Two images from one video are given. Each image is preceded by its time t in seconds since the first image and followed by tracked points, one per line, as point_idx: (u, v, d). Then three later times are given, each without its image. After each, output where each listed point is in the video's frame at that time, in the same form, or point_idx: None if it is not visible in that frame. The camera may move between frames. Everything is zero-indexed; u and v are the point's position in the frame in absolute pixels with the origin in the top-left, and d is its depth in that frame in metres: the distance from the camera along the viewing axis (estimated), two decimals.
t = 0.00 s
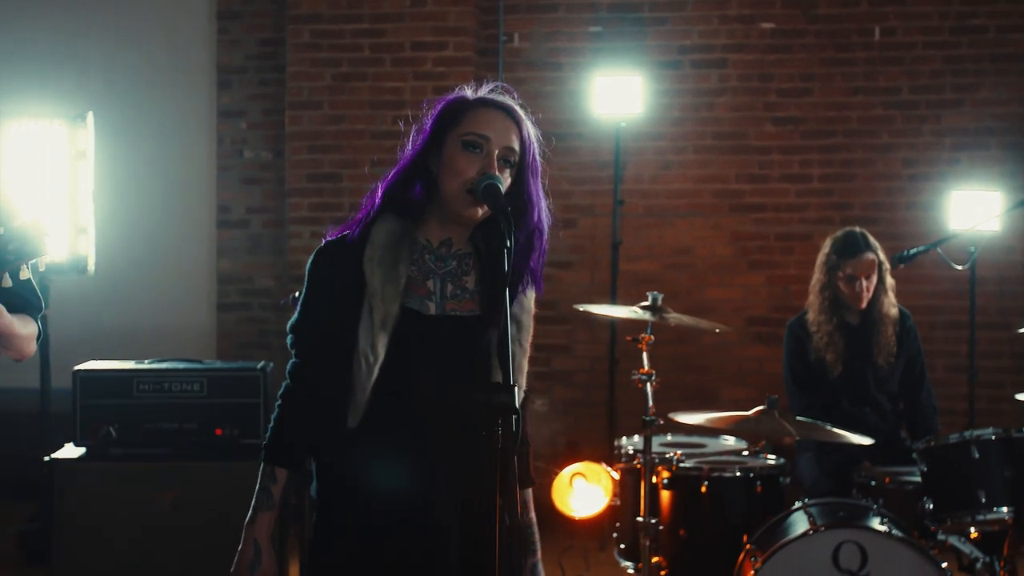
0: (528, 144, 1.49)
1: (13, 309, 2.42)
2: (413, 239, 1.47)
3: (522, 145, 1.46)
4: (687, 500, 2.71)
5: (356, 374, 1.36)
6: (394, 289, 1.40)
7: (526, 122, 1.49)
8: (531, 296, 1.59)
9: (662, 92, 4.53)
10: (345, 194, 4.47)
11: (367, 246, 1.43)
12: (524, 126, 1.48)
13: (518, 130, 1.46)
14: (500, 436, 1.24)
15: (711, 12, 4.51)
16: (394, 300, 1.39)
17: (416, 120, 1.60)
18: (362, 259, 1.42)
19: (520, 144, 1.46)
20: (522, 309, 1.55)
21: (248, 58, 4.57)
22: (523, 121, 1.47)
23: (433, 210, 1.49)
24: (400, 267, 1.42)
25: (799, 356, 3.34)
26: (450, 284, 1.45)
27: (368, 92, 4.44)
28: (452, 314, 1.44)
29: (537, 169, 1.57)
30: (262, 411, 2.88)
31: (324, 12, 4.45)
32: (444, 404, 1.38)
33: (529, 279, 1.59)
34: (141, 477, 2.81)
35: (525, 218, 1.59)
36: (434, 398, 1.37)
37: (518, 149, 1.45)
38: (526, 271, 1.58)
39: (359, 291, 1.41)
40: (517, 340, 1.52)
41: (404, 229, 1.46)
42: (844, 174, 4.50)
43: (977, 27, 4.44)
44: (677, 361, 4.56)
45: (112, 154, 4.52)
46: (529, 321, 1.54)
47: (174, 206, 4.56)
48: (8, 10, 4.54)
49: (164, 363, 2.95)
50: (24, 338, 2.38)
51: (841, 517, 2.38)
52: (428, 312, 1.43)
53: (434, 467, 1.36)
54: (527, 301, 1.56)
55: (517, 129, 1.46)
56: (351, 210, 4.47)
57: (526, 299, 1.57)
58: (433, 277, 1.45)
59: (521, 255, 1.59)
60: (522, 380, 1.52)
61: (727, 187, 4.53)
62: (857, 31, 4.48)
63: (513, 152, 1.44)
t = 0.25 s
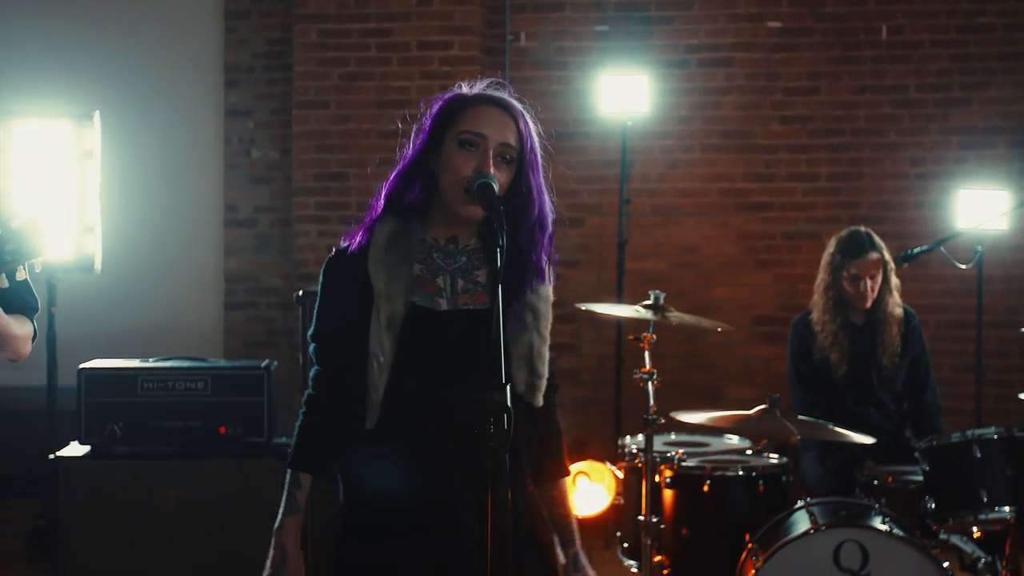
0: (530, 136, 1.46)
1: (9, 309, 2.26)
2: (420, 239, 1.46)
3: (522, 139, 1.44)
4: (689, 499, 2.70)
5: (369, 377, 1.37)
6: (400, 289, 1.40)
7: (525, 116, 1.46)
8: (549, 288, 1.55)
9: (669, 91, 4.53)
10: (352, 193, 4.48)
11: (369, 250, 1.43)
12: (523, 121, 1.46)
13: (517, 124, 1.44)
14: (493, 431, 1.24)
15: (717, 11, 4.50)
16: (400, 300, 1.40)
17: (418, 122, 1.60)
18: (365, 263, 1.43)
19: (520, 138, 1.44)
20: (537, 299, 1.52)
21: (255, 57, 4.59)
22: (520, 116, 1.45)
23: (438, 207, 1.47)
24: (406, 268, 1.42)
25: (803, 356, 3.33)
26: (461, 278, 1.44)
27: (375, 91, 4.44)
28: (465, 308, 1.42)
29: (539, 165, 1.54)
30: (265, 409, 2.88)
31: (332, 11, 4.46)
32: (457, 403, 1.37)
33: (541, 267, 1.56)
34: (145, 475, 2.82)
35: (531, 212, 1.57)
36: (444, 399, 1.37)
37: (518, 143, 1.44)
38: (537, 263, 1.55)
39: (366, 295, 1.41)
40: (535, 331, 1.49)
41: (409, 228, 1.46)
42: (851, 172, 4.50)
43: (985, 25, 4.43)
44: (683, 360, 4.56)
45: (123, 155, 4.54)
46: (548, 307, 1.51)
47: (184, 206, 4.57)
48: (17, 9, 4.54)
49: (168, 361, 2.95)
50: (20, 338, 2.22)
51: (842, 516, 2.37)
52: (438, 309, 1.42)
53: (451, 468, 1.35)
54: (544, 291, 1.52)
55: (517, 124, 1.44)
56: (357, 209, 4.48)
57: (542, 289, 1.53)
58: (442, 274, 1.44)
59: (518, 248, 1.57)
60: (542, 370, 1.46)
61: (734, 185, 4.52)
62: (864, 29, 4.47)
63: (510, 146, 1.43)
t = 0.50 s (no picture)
0: (521, 128, 1.42)
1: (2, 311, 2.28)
2: (429, 247, 1.42)
3: (512, 133, 1.41)
4: (688, 499, 2.70)
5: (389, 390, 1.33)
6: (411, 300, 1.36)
7: (512, 109, 1.43)
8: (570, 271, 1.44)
9: (672, 91, 4.53)
10: (356, 192, 4.49)
11: (376, 266, 1.39)
12: (510, 115, 1.42)
13: (503, 118, 1.40)
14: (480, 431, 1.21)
15: (721, 11, 4.50)
16: (411, 311, 1.36)
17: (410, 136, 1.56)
18: (373, 278, 1.39)
19: (508, 132, 1.40)
20: (559, 287, 1.40)
21: (259, 57, 4.60)
22: (504, 109, 1.41)
23: (445, 212, 1.42)
24: (416, 275, 1.38)
25: (804, 356, 3.33)
26: (475, 280, 1.39)
27: (379, 91, 4.45)
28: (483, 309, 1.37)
29: (531, 156, 1.46)
30: (265, 408, 2.88)
31: (336, 11, 4.46)
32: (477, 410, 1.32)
33: (555, 250, 1.44)
34: (147, 474, 2.84)
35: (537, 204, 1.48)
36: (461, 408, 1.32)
37: (507, 138, 1.40)
38: (548, 248, 1.43)
39: (377, 308, 1.37)
40: (557, 320, 1.37)
41: (417, 236, 1.41)
42: (855, 172, 4.50)
43: (989, 24, 4.43)
44: (687, 359, 4.55)
45: (127, 154, 4.54)
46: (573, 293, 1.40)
47: (188, 206, 4.58)
48: (23, 9, 4.56)
49: (169, 360, 2.96)
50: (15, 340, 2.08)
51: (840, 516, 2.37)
52: (453, 312, 1.37)
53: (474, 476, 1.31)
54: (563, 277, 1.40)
55: (504, 119, 1.40)
56: (361, 209, 4.48)
57: (561, 275, 1.41)
58: (455, 277, 1.39)
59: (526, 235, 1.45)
60: (568, 359, 1.34)
61: (737, 185, 4.52)
62: (868, 29, 4.46)
63: (499, 143, 1.39)
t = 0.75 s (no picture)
0: (502, 129, 1.45)
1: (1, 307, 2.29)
2: (436, 263, 1.46)
3: (494, 134, 1.44)
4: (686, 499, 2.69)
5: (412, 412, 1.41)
6: (418, 318, 1.42)
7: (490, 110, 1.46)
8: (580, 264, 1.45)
9: (673, 91, 4.53)
10: (358, 193, 4.49)
11: (384, 288, 1.44)
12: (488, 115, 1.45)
13: (483, 121, 1.43)
14: (455, 432, 1.28)
15: (722, 11, 4.50)
16: (420, 327, 1.41)
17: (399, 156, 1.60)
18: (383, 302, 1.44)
19: (489, 132, 1.43)
20: (569, 283, 1.42)
21: (262, 58, 4.59)
22: (481, 110, 1.44)
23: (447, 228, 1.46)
24: (424, 292, 1.43)
25: (802, 356, 3.34)
26: (482, 290, 1.43)
27: (381, 91, 4.46)
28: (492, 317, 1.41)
29: (518, 157, 1.46)
30: (264, 408, 2.88)
31: (338, 12, 4.47)
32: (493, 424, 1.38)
33: (561, 244, 1.45)
34: (147, 473, 2.85)
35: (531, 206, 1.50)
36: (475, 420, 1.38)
37: (489, 138, 1.43)
38: (554, 243, 1.45)
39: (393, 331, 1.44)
40: (569, 320, 1.40)
41: (422, 254, 1.45)
42: (857, 172, 4.49)
43: (991, 25, 4.42)
44: (689, 360, 4.55)
45: (129, 155, 4.56)
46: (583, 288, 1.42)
47: (191, 206, 4.59)
48: (27, 10, 4.58)
49: (168, 360, 2.96)
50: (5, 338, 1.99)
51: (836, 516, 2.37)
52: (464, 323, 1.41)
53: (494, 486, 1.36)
54: (571, 272, 1.42)
55: (483, 119, 1.44)
56: (363, 209, 4.49)
57: (568, 269, 1.43)
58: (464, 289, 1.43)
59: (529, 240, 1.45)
60: (584, 359, 1.38)
61: (739, 185, 4.52)
62: (870, 29, 4.46)
63: (480, 143, 1.43)
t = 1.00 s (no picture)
0: (489, 131, 1.46)
1: None
2: (438, 273, 1.45)
3: (481, 135, 1.44)
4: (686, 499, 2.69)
5: (420, 419, 1.43)
6: (423, 329, 1.42)
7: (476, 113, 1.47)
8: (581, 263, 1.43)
9: (678, 91, 4.53)
10: (363, 193, 4.50)
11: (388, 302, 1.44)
12: (473, 117, 1.46)
13: (469, 123, 1.44)
14: (444, 432, 1.29)
15: (726, 11, 4.50)
16: (425, 338, 1.41)
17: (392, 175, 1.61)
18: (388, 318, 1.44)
19: (475, 132, 1.44)
20: (570, 284, 1.40)
21: (267, 59, 4.61)
22: (465, 111, 1.45)
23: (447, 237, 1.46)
24: (427, 303, 1.43)
25: (803, 356, 3.34)
26: (484, 297, 1.42)
27: (386, 92, 4.46)
28: (495, 323, 1.41)
29: (505, 159, 1.47)
30: (266, 408, 2.89)
31: (343, 13, 4.48)
32: (498, 427, 1.38)
33: (562, 242, 1.44)
34: (149, 472, 2.86)
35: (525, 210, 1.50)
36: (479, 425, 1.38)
37: (477, 139, 1.44)
38: (554, 242, 1.44)
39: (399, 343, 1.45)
40: (572, 321, 1.38)
41: (425, 266, 1.45)
42: (861, 173, 4.49)
43: (996, 24, 4.42)
44: (693, 360, 4.55)
45: (133, 154, 4.58)
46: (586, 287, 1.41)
47: (195, 205, 4.60)
48: (32, 10, 4.59)
49: (170, 360, 2.97)
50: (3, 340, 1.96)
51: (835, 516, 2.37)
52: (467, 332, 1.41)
53: (499, 488, 1.37)
54: (573, 271, 1.40)
55: (469, 121, 1.44)
56: (368, 210, 4.50)
57: (569, 268, 1.41)
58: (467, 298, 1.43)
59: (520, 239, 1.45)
60: (588, 360, 1.36)
61: (743, 186, 4.52)
62: (874, 29, 4.46)
63: (468, 144, 1.43)
